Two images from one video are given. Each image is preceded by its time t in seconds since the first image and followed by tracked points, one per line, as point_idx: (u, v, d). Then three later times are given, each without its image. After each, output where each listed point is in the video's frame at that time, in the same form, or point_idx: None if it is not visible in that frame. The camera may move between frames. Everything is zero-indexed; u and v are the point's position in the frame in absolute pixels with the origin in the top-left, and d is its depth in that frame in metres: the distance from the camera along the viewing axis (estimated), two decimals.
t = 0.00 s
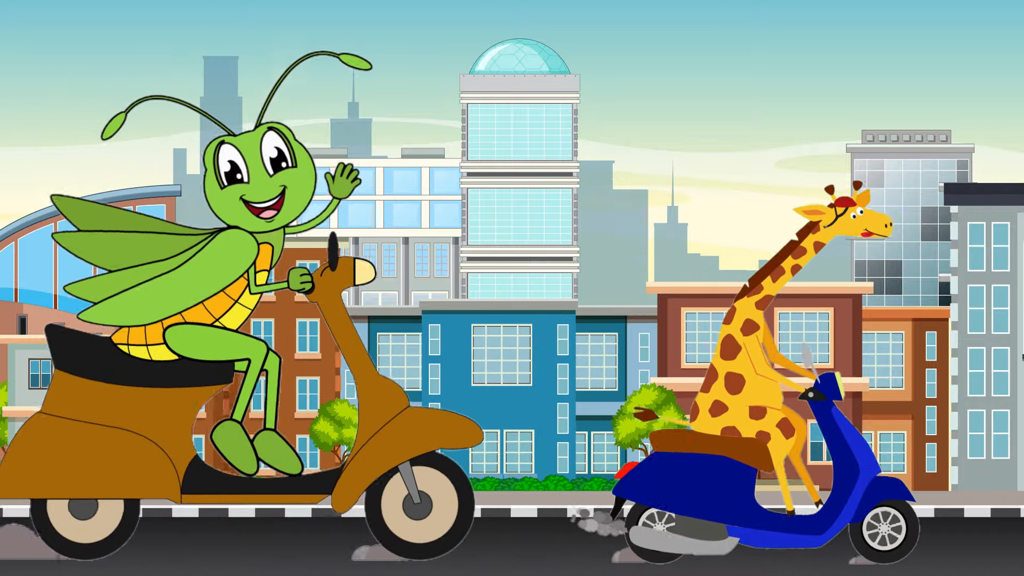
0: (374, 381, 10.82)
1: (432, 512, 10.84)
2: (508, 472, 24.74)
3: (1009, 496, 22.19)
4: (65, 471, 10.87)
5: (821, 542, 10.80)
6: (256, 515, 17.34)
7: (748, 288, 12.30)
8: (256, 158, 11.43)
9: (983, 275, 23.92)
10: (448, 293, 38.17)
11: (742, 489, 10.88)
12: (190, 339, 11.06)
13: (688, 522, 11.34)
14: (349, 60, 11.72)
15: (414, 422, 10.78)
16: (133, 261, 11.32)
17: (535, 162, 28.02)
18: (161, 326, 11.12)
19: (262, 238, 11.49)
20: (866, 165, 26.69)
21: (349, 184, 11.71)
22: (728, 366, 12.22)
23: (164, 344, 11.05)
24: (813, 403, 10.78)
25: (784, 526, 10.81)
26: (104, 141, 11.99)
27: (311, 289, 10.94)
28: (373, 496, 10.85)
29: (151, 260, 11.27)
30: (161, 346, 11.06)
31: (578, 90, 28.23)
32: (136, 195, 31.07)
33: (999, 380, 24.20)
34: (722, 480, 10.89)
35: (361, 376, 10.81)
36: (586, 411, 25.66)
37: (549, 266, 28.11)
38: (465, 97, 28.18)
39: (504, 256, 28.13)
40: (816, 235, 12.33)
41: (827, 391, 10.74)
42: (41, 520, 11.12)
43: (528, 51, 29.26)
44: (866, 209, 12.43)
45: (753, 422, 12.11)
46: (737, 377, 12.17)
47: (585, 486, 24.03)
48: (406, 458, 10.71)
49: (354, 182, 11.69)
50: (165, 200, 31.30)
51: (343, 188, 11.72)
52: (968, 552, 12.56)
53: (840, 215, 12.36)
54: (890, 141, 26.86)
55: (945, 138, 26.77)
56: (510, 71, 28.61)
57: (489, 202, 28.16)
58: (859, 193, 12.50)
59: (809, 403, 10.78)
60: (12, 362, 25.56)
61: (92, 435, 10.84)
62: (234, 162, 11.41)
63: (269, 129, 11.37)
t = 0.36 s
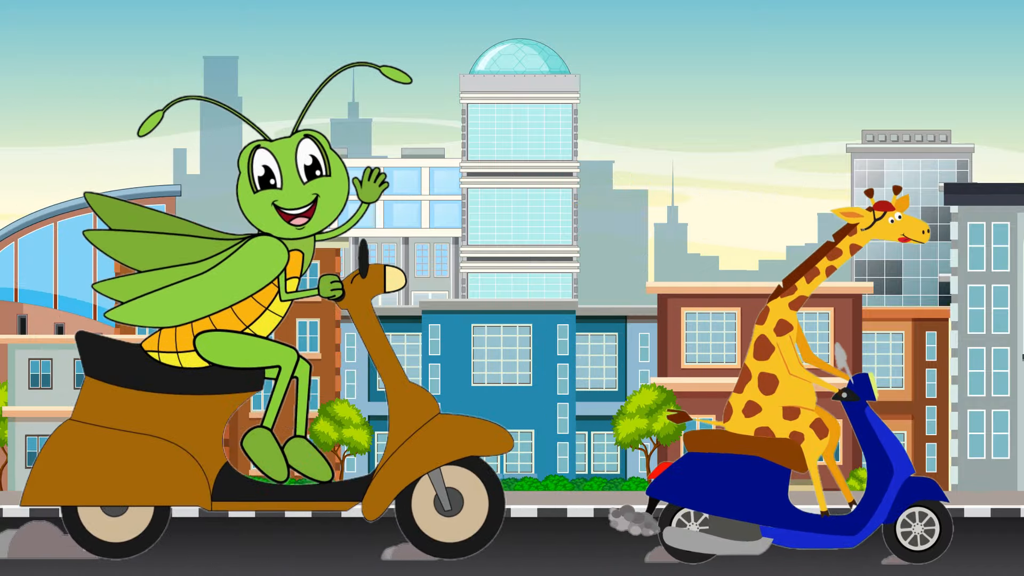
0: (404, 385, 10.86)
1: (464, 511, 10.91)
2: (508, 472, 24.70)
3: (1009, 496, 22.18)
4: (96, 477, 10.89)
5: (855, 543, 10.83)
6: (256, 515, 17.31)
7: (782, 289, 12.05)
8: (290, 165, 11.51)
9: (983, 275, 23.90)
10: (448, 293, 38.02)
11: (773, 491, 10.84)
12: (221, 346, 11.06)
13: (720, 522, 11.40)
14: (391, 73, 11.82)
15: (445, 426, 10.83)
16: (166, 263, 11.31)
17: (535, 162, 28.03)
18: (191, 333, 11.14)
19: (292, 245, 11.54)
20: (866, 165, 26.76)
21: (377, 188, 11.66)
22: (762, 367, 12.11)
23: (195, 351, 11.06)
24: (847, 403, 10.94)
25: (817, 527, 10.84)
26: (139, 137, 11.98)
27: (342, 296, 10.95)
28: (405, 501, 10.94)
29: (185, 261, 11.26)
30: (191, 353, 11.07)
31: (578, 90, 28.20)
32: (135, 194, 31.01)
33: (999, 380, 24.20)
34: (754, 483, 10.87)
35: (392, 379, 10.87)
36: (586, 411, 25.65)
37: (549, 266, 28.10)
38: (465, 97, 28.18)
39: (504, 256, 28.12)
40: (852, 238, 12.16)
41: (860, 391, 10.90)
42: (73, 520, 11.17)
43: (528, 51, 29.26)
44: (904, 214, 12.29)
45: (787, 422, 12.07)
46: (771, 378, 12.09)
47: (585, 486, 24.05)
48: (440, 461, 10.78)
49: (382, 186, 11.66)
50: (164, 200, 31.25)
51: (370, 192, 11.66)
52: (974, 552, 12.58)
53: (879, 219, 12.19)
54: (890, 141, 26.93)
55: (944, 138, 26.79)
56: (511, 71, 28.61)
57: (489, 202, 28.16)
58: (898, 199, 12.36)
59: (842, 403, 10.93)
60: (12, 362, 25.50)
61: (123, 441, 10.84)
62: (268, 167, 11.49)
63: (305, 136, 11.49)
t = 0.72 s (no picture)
0: (434, 380, 10.75)
1: (496, 509, 10.74)
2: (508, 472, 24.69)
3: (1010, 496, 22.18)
4: (125, 471, 10.66)
5: (889, 538, 10.72)
6: (256, 515, 17.35)
7: (816, 284, 11.74)
8: (324, 159, 11.27)
9: (983, 275, 23.89)
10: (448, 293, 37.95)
11: (808, 486, 10.74)
12: (251, 340, 10.92)
13: (755, 518, 11.20)
14: (431, 74, 11.77)
15: (476, 422, 10.69)
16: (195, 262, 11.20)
17: (535, 162, 28.03)
18: (222, 327, 10.98)
19: (322, 238, 11.26)
20: (866, 165, 26.77)
21: (415, 193, 11.66)
22: (796, 363, 11.73)
23: (225, 345, 10.90)
24: (880, 399, 10.83)
25: (852, 523, 10.71)
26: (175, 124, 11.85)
27: (372, 291, 10.87)
28: (435, 495, 10.78)
29: (213, 259, 11.15)
30: (222, 347, 10.91)
31: (578, 90, 28.10)
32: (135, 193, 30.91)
33: (999, 380, 24.19)
34: (789, 478, 10.77)
35: (422, 375, 10.76)
36: (585, 411, 25.65)
37: (549, 266, 28.07)
38: (465, 97, 28.14)
39: (504, 256, 28.10)
40: (890, 236, 11.94)
41: (894, 387, 10.79)
42: (102, 518, 10.92)
43: (528, 51, 29.24)
44: (942, 214, 12.11)
45: (821, 418, 11.65)
46: (805, 373, 11.71)
47: (586, 486, 24.07)
48: (465, 459, 10.61)
49: (420, 191, 11.62)
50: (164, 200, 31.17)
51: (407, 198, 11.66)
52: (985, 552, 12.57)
53: (917, 217, 11.99)
54: (890, 141, 26.94)
55: (944, 138, 26.78)
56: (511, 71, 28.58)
57: (489, 202, 28.17)
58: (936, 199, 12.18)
59: (876, 400, 10.83)
60: (12, 362, 25.46)
61: (154, 435, 10.64)
62: (302, 160, 11.26)
63: (340, 130, 11.25)
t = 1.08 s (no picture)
0: (464, 380, 10.69)
1: (526, 511, 10.74)
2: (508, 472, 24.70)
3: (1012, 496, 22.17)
4: (168, 470, 10.69)
5: (922, 543, 10.75)
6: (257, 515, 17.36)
7: (849, 289, 11.68)
8: (355, 158, 11.27)
9: (983, 275, 23.93)
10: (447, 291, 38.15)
11: (844, 490, 10.70)
12: (280, 338, 10.85)
13: (789, 523, 11.17)
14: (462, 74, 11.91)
15: (507, 421, 10.65)
16: (225, 260, 11.16)
17: (535, 162, 28.04)
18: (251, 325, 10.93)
19: (352, 237, 11.26)
20: (866, 165, 26.77)
21: (444, 192, 11.74)
22: (829, 368, 11.54)
23: (255, 344, 10.85)
24: (914, 404, 10.76)
25: (885, 527, 10.73)
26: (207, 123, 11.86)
27: (401, 290, 10.87)
28: (465, 496, 10.75)
29: (243, 255, 11.13)
30: (252, 346, 10.85)
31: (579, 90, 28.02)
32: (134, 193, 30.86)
33: (999, 380, 24.19)
34: (821, 482, 10.73)
35: (451, 378, 10.68)
36: (585, 411, 25.68)
37: (549, 266, 28.05)
38: (465, 97, 28.13)
39: (504, 256, 28.08)
40: (920, 239, 11.90)
41: (927, 392, 10.75)
42: (132, 519, 10.95)
43: (528, 51, 29.24)
44: (971, 214, 12.13)
45: (854, 423, 11.42)
46: (838, 378, 11.49)
47: (586, 486, 24.11)
48: (496, 458, 10.59)
49: (450, 190, 11.68)
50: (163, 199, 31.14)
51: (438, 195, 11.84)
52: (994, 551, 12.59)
53: (947, 218, 11.98)
54: (890, 141, 26.93)
55: (945, 138, 26.78)
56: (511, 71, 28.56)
57: (489, 202, 28.17)
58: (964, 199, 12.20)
59: (910, 404, 10.75)
60: (12, 362, 25.42)
61: (184, 435, 10.66)
62: (332, 158, 11.26)
63: (371, 129, 11.21)
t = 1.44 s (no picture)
0: (496, 384, 10.67)
1: (556, 513, 10.71)
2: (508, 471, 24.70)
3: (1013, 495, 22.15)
4: (197, 475, 10.66)
5: (957, 541, 10.72)
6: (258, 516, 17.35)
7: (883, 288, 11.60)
8: (381, 166, 11.29)
9: (983, 275, 23.97)
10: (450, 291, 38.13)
11: (876, 490, 10.68)
12: (310, 344, 10.82)
13: (825, 521, 11.07)
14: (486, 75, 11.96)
15: (537, 426, 10.65)
16: (257, 259, 11.14)
17: (536, 162, 28.01)
18: (281, 331, 10.89)
19: (383, 243, 11.28)
20: (866, 165, 26.73)
21: (466, 186, 11.59)
22: (864, 366, 11.58)
23: (286, 349, 10.81)
24: (948, 402, 10.83)
25: (920, 526, 10.67)
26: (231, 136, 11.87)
27: (432, 295, 10.80)
28: (496, 499, 10.74)
29: (273, 260, 11.09)
30: (282, 352, 10.82)
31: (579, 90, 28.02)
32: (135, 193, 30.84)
33: (999, 380, 24.08)
34: (853, 482, 10.72)
35: (483, 382, 10.67)
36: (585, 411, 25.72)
37: (549, 266, 28.12)
38: (465, 97, 28.17)
39: (504, 257, 28.07)
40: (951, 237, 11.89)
41: (962, 391, 10.82)
42: (162, 518, 10.90)
43: (528, 52, 29.24)
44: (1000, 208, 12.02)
45: (889, 421, 11.49)
46: (873, 377, 11.54)
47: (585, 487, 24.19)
48: (526, 462, 10.57)
49: (472, 184, 11.56)
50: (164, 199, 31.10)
51: (460, 190, 11.63)
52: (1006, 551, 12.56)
53: (975, 214, 11.91)
54: (890, 141, 26.94)
55: (945, 138, 26.79)
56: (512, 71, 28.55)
57: (489, 202, 28.15)
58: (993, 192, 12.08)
59: (944, 402, 10.83)
60: (12, 362, 25.40)
61: (215, 441, 10.63)
62: (359, 166, 11.28)
63: (396, 134, 11.26)
